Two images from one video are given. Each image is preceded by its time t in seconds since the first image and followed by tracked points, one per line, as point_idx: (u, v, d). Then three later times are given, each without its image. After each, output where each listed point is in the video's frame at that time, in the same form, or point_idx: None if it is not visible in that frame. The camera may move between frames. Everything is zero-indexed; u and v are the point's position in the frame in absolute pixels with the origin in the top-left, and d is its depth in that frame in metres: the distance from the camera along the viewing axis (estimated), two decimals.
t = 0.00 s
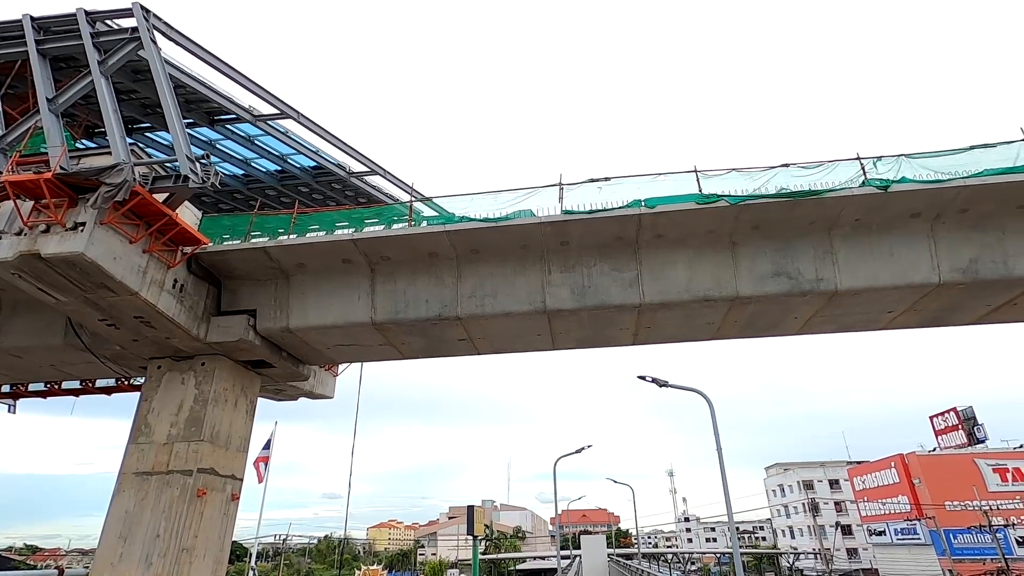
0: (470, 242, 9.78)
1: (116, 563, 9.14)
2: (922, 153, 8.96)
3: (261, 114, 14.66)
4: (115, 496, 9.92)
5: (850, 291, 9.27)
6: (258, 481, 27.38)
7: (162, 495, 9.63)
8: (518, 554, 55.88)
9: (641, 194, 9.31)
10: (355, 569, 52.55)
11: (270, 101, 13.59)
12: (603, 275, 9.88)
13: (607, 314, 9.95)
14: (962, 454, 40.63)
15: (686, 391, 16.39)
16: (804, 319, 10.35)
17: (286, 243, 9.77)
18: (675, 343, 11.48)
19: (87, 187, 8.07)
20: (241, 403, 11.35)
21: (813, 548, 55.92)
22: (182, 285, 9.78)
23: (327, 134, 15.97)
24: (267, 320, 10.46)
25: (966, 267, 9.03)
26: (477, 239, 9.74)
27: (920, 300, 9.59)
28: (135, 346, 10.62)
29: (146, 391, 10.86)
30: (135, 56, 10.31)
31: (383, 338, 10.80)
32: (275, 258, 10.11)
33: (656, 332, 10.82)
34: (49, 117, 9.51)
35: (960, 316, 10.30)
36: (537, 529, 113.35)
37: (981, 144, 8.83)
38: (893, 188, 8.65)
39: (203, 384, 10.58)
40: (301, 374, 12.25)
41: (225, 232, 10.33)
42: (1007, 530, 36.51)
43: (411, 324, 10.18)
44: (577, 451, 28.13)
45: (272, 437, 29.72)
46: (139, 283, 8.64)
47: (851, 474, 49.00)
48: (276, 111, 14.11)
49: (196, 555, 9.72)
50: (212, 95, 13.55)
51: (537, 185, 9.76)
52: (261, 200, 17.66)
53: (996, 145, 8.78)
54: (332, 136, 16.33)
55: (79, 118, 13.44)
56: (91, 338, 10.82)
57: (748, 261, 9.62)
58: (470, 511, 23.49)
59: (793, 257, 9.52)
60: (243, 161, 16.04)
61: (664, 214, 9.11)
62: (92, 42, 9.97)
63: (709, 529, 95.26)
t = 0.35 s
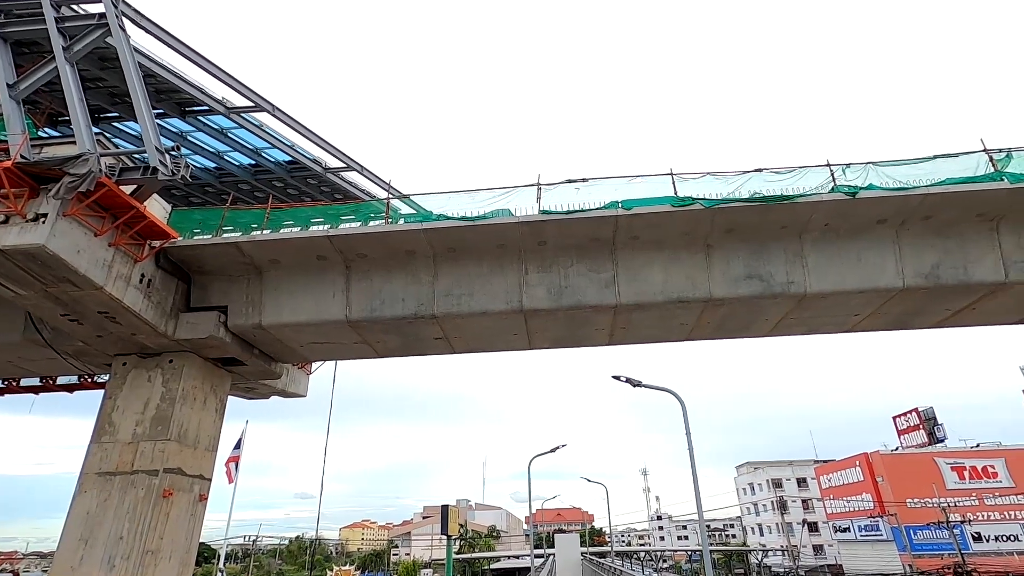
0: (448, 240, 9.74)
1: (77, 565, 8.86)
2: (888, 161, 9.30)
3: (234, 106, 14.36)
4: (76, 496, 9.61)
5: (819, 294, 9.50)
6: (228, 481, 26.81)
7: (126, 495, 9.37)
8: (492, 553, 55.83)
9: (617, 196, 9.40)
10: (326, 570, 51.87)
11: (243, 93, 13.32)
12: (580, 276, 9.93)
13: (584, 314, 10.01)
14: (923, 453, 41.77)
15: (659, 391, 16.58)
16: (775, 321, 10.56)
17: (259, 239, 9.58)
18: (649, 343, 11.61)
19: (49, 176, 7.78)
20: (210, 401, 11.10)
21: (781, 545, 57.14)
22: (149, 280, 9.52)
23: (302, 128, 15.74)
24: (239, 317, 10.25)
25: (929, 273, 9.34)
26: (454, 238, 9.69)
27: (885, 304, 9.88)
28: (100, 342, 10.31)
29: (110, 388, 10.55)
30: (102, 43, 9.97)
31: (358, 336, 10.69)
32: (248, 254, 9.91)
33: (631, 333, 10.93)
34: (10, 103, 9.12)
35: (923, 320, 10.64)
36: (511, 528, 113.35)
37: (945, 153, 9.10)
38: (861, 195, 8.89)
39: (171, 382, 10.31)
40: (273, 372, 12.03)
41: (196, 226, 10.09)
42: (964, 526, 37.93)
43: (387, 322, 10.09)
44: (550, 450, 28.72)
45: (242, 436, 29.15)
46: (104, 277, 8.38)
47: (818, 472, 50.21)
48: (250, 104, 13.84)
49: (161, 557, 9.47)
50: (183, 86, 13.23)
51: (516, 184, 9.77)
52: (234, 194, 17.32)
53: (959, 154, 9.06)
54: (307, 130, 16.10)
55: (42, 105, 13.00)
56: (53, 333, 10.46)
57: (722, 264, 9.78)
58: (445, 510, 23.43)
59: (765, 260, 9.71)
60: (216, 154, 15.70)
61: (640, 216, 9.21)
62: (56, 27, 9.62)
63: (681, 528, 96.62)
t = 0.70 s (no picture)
0: (433, 236, 9.69)
1: (52, 564, 8.70)
2: (867, 162, 9.44)
3: (216, 97, 14.11)
4: (52, 494, 9.43)
5: (801, 292, 9.63)
6: (209, 477, 26.49)
7: (103, 493, 9.21)
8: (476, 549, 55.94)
9: (603, 193, 9.42)
10: (309, 567, 51.56)
11: (226, 84, 13.09)
12: (565, 273, 9.95)
13: (569, 310, 10.04)
14: (898, 448, 42.70)
15: (643, 387, 16.69)
16: (757, 319, 10.69)
17: (241, 232, 9.44)
18: (633, 340, 11.68)
19: (22, 166, 7.58)
20: (191, 397, 10.95)
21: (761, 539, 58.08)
22: (127, 273, 9.34)
23: (286, 120, 15.53)
24: (220, 312, 10.11)
25: (906, 272, 9.52)
26: (440, 233, 9.64)
27: (864, 302, 10.04)
28: (76, 337, 10.10)
29: (87, 383, 10.36)
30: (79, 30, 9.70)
31: (341, 332, 10.60)
32: (229, 248, 9.77)
33: (616, 329, 10.99)
34: None
35: (901, 318, 10.84)
36: (495, 523, 113.57)
37: (923, 154, 9.28)
38: (842, 194, 9.01)
39: (150, 377, 10.14)
40: (255, 368, 11.89)
41: (176, 219, 9.91)
42: (937, 519, 38.80)
43: (371, 317, 10.01)
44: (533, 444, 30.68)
45: (224, 432, 28.82)
46: (81, 269, 8.20)
47: (798, 467, 51.04)
48: (232, 95, 13.62)
49: (141, 555, 9.33)
50: (163, 75, 12.95)
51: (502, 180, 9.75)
52: (216, 186, 17.06)
53: (936, 155, 9.26)
54: (291, 122, 15.89)
55: (16, 93, 12.68)
56: (27, 327, 10.24)
57: (706, 261, 9.85)
58: (429, 506, 23.49)
59: (748, 258, 9.81)
60: (197, 145, 15.42)
61: (625, 213, 9.24)
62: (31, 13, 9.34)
63: (664, 522, 97.66)
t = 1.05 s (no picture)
0: (416, 233, 9.64)
1: (20, 565, 8.47)
2: (846, 167, 9.58)
3: (196, 89, 13.87)
4: (20, 493, 9.18)
5: (779, 293, 9.77)
6: (184, 476, 26.01)
7: (74, 492, 9.00)
8: (456, 547, 55.83)
9: (587, 193, 9.47)
10: (287, 568, 51.03)
11: (206, 76, 12.87)
12: (548, 272, 9.97)
13: (552, 310, 10.07)
14: (872, 447, 43.87)
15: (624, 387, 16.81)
16: (737, 319, 10.82)
17: (220, 227, 9.29)
18: (616, 339, 11.75)
19: None
20: (166, 394, 10.74)
21: (738, 537, 58.91)
22: (102, 268, 9.13)
23: (267, 114, 15.34)
24: (198, 308, 9.94)
25: (881, 274, 9.72)
26: (422, 231, 9.59)
27: (841, 304, 10.22)
28: (47, 332, 9.85)
29: (58, 380, 10.10)
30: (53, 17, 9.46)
31: (322, 329, 10.50)
32: (208, 243, 9.61)
33: (598, 328, 11.03)
34: None
35: (876, 320, 11.07)
36: (476, 522, 113.43)
37: (899, 160, 9.50)
38: (821, 199, 9.16)
39: (124, 374, 9.93)
40: (233, 365, 11.72)
41: (152, 213, 9.71)
42: (908, 517, 39.73)
43: (352, 315, 9.93)
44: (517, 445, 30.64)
45: (200, 430, 28.32)
46: (53, 263, 8.00)
47: (775, 465, 51.85)
48: (212, 87, 13.40)
49: (113, 556, 9.13)
50: (141, 66, 12.69)
51: (486, 178, 9.75)
52: (195, 180, 16.79)
53: (911, 161, 9.48)
54: (273, 117, 15.71)
55: None
56: None
57: (687, 262, 9.95)
58: (409, 505, 23.43)
59: (729, 259, 9.93)
60: (175, 138, 15.16)
61: (609, 213, 9.29)
62: None
63: (644, 520, 98.56)
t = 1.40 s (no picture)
0: (400, 227, 9.56)
1: None
2: (827, 171, 9.73)
3: (176, 75, 13.60)
4: None
5: (759, 294, 9.90)
6: (157, 470, 25.58)
7: (43, 485, 8.79)
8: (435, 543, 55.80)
9: (572, 190, 9.49)
10: (264, 563, 50.55)
11: (186, 63, 12.63)
12: (532, 269, 9.98)
13: (534, 307, 10.08)
14: (846, 446, 44.83)
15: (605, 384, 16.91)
16: (717, 319, 10.95)
17: (199, 217, 9.11)
18: (598, 337, 11.81)
19: None
20: (141, 386, 10.54)
21: (714, 533, 59.78)
22: (75, 256, 8.91)
23: (250, 103, 15.11)
24: (175, 299, 9.76)
25: (858, 277, 9.90)
26: (406, 225, 9.53)
27: (818, 306, 10.40)
28: (17, 321, 9.59)
29: (28, 370, 9.85)
30: None
31: (303, 322, 10.39)
32: (187, 233, 9.44)
33: (580, 326, 11.07)
34: None
35: (851, 322, 11.29)
36: (456, 518, 113.42)
37: (877, 165, 9.67)
38: (800, 202, 9.31)
39: (97, 365, 9.71)
40: (211, 357, 11.54)
41: (129, 201, 9.51)
42: (879, 515, 40.78)
43: (334, 308, 9.83)
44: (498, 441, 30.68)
45: (176, 423, 27.86)
46: (23, 250, 7.79)
47: (751, 463, 52.70)
48: (193, 74, 13.15)
49: (83, 551, 8.94)
50: (119, 50, 12.41)
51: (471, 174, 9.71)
52: (173, 168, 16.48)
53: (889, 167, 9.65)
54: (256, 106, 15.48)
55: None
56: None
57: (669, 262, 10.04)
58: (389, 501, 23.39)
59: (711, 260, 10.03)
60: (154, 125, 14.85)
61: (593, 212, 9.33)
62: None
63: (622, 517, 99.52)
